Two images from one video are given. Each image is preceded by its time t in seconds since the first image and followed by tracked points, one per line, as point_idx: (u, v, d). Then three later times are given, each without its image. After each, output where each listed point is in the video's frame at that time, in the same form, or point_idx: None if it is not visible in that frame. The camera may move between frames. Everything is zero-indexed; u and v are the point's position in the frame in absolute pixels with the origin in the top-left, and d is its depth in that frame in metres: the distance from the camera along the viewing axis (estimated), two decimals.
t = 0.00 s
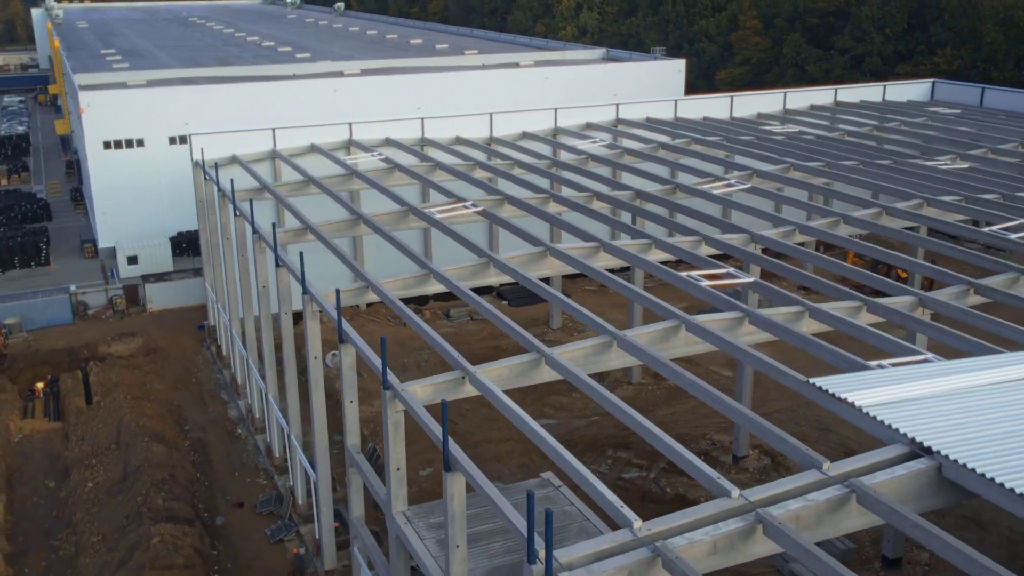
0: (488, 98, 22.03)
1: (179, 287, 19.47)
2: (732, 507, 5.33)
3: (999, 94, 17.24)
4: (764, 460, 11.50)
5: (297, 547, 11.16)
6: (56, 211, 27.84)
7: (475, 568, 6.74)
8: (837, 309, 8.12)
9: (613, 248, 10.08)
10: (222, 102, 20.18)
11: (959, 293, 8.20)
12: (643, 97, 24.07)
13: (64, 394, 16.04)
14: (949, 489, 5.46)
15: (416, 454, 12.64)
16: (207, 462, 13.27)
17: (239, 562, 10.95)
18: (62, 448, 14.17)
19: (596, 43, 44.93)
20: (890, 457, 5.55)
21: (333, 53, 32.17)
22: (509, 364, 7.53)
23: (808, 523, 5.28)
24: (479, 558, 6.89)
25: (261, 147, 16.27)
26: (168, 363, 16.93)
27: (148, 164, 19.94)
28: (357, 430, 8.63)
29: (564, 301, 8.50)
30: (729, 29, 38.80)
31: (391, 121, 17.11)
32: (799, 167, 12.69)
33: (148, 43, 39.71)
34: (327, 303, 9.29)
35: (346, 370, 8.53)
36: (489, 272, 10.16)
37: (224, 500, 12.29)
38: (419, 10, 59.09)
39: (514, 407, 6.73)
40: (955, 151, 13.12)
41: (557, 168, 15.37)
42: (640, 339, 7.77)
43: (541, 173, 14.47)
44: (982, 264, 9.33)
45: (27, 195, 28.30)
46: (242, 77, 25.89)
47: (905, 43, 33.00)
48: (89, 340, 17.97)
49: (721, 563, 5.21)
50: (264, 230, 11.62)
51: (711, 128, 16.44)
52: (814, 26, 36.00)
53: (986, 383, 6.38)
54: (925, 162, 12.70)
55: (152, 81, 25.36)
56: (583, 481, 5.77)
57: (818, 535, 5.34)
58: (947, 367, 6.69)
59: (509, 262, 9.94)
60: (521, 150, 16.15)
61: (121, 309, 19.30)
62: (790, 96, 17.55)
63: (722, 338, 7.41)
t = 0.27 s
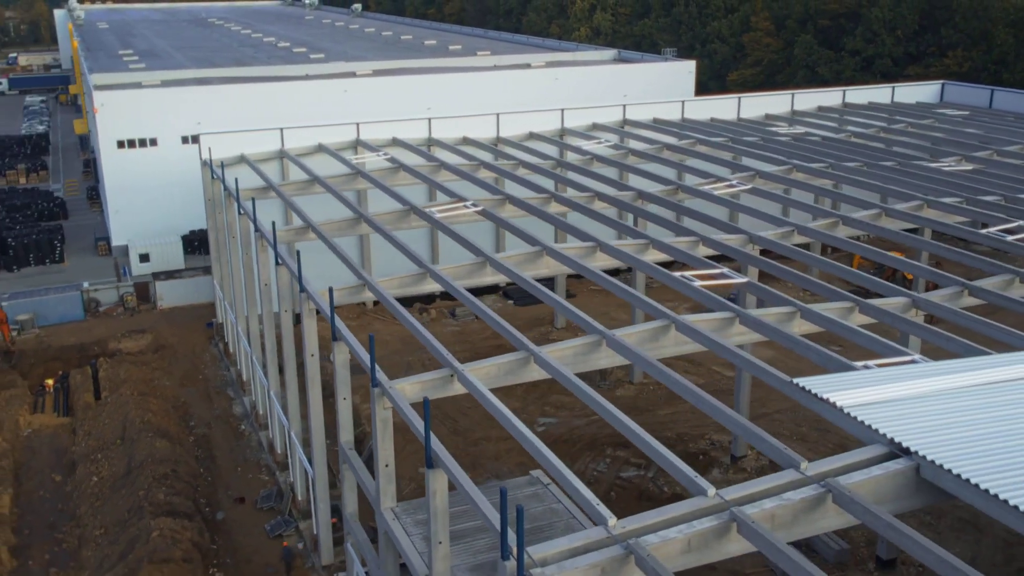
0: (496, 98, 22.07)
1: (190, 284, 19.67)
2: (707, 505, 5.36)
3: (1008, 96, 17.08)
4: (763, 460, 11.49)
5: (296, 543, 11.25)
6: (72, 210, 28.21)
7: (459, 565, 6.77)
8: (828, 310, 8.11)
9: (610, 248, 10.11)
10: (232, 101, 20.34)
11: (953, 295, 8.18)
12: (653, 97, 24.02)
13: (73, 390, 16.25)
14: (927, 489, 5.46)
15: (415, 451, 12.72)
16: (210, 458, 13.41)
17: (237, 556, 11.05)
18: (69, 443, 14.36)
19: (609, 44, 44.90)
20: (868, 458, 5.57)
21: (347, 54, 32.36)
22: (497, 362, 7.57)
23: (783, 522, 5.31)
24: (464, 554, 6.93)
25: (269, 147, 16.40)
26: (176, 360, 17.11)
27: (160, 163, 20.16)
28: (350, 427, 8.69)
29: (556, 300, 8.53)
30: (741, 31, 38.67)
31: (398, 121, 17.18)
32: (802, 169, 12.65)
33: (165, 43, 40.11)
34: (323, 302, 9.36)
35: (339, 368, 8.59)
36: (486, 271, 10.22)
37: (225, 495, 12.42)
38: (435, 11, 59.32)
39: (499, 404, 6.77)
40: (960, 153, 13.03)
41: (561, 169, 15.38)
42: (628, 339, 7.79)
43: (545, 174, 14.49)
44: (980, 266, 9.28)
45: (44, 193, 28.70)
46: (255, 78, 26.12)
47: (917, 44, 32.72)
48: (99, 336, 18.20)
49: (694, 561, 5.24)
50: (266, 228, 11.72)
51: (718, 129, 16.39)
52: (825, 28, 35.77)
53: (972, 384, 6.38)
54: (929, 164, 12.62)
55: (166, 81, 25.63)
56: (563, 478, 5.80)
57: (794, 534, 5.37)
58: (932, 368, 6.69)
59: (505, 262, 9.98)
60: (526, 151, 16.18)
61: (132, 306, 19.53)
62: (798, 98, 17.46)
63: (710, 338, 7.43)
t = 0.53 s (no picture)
0: (504, 99, 22.10)
1: (198, 282, 19.86)
2: (690, 505, 5.36)
3: (1017, 98, 16.94)
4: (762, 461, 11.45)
5: (296, 539, 11.32)
6: (86, 208, 28.51)
7: (448, 562, 6.81)
8: (822, 311, 8.11)
9: (607, 248, 10.13)
10: (243, 101, 20.48)
11: (950, 297, 8.19)
12: (661, 98, 23.96)
13: (82, 386, 16.43)
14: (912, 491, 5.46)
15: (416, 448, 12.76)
16: (214, 454, 13.51)
17: (238, 552, 11.13)
18: (76, 439, 14.52)
19: (620, 46, 44.87)
20: (854, 458, 5.57)
21: (358, 55, 32.50)
22: (489, 361, 7.60)
23: (765, 522, 5.31)
24: (453, 551, 6.97)
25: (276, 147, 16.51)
26: (184, 357, 17.26)
27: (170, 162, 20.33)
28: (346, 425, 8.72)
29: (551, 299, 8.57)
30: (752, 32, 38.56)
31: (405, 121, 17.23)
32: (805, 170, 12.60)
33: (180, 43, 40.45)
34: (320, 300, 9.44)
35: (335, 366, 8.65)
36: (485, 270, 10.32)
37: (228, 491, 12.51)
38: (448, 12, 59.49)
39: (488, 403, 6.80)
40: (965, 155, 12.95)
41: (566, 169, 15.38)
42: (621, 339, 7.82)
43: (549, 174, 14.52)
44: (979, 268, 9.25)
45: (58, 192, 29.03)
46: (266, 78, 26.30)
47: (926, 46, 32.48)
48: (108, 334, 18.38)
49: (676, 559, 5.26)
50: (268, 227, 11.80)
51: (724, 129, 16.34)
52: (835, 29, 35.55)
53: (962, 384, 6.36)
54: (933, 166, 12.55)
55: (179, 81, 25.84)
56: (548, 477, 5.83)
57: (776, 534, 5.38)
58: (923, 369, 6.67)
59: (503, 262, 10.03)
60: (532, 151, 16.19)
61: (141, 304, 19.72)
62: (805, 99, 17.38)
63: (702, 338, 7.45)
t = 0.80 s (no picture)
0: (515, 99, 22.06)
1: (210, 280, 20.06)
2: (668, 503, 5.38)
3: None
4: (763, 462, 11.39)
5: (297, 534, 11.39)
6: (104, 207, 28.83)
7: (435, 558, 6.84)
8: (817, 312, 8.10)
9: (606, 247, 10.15)
10: (259, 101, 20.60)
11: (948, 297, 8.15)
12: (674, 99, 23.82)
13: (93, 382, 16.63)
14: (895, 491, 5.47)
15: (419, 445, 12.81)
16: (220, 449, 13.64)
17: (239, 546, 11.22)
18: (86, 433, 14.70)
19: (635, 47, 44.75)
20: (836, 458, 5.58)
21: (373, 55, 32.61)
22: (481, 359, 7.62)
23: (743, 521, 5.35)
24: (440, 546, 7.01)
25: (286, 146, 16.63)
26: (194, 354, 17.43)
27: (183, 161, 20.50)
28: (342, 421, 8.76)
29: (546, 298, 8.61)
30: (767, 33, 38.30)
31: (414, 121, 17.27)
32: (811, 171, 12.53)
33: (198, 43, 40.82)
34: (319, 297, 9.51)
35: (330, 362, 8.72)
36: (483, 269, 10.39)
37: (232, 486, 12.61)
38: (467, 13, 59.61)
39: (477, 400, 6.85)
40: (974, 156, 12.83)
41: (573, 169, 15.35)
42: (614, 338, 7.83)
43: (556, 175, 14.52)
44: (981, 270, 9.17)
45: (77, 190, 29.40)
46: (280, 78, 26.47)
47: (941, 47, 32.05)
48: (121, 330, 18.60)
49: (653, 557, 5.28)
50: (273, 225, 11.87)
51: (733, 130, 16.25)
52: (849, 31, 35.17)
53: (948, 387, 6.40)
54: (941, 167, 12.45)
55: (195, 81, 26.08)
56: (531, 474, 5.86)
57: (755, 533, 5.41)
58: (911, 372, 6.69)
59: (502, 261, 10.08)
60: (539, 150, 16.19)
61: (154, 301, 19.92)
62: (816, 99, 17.23)
63: (694, 338, 7.45)
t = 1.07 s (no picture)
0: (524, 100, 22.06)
1: (220, 278, 20.22)
2: (653, 501, 5.40)
3: None
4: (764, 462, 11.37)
5: (299, 530, 11.47)
6: (118, 205, 29.12)
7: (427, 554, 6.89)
8: (814, 313, 8.11)
9: (606, 247, 10.17)
10: (271, 100, 20.74)
11: (946, 299, 8.14)
12: (685, 100, 23.72)
13: (103, 378, 16.82)
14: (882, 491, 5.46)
15: (422, 443, 12.86)
16: (225, 446, 13.75)
17: (241, 542, 11.31)
18: (95, 429, 14.87)
19: (647, 48, 44.69)
20: (822, 458, 5.59)
21: (386, 56, 32.74)
22: (476, 357, 7.65)
23: (728, 520, 5.37)
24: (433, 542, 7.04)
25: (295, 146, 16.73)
26: (203, 351, 17.58)
27: (195, 160, 20.63)
28: (340, 418, 8.82)
29: (543, 297, 8.65)
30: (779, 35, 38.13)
31: (423, 121, 17.31)
32: (816, 172, 12.49)
33: (214, 44, 41.17)
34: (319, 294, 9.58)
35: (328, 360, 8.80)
36: (483, 269, 10.44)
37: (236, 482, 12.72)
38: (482, 14, 59.70)
39: (470, 398, 6.90)
40: (981, 158, 12.77)
41: (580, 170, 15.34)
42: (609, 338, 7.86)
43: (562, 175, 14.54)
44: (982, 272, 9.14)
45: (92, 189, 29.70)
46: (293, 79, 26.63)
47: (952, 48, 31.82)
48: (132, 327, 18.79)
49: (637, 555, 5.30)
50: (278, 224, 11.88)
51: (741, 131, 16.19)
52: (861, 33, 34.94)
53: (939, 387, 6.40)
54: (947, 169, 12.39)
55: (209, 81, 26.28)
56: (519, 472, 5.89)
57: (740, 532, 5.43)
58: (903, 373, 6.68)
59: (502, 261, 10.13)
60: (546, 151, 16.20)
61: (165, 299, 20.11)
62: (825, 101, 17.14)
63: (689, 338, 7.46)
